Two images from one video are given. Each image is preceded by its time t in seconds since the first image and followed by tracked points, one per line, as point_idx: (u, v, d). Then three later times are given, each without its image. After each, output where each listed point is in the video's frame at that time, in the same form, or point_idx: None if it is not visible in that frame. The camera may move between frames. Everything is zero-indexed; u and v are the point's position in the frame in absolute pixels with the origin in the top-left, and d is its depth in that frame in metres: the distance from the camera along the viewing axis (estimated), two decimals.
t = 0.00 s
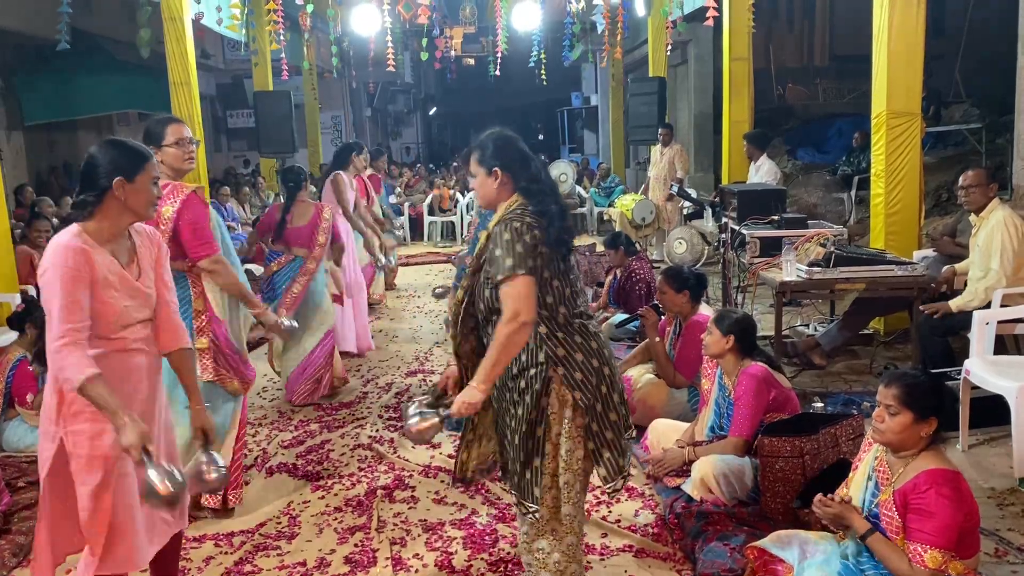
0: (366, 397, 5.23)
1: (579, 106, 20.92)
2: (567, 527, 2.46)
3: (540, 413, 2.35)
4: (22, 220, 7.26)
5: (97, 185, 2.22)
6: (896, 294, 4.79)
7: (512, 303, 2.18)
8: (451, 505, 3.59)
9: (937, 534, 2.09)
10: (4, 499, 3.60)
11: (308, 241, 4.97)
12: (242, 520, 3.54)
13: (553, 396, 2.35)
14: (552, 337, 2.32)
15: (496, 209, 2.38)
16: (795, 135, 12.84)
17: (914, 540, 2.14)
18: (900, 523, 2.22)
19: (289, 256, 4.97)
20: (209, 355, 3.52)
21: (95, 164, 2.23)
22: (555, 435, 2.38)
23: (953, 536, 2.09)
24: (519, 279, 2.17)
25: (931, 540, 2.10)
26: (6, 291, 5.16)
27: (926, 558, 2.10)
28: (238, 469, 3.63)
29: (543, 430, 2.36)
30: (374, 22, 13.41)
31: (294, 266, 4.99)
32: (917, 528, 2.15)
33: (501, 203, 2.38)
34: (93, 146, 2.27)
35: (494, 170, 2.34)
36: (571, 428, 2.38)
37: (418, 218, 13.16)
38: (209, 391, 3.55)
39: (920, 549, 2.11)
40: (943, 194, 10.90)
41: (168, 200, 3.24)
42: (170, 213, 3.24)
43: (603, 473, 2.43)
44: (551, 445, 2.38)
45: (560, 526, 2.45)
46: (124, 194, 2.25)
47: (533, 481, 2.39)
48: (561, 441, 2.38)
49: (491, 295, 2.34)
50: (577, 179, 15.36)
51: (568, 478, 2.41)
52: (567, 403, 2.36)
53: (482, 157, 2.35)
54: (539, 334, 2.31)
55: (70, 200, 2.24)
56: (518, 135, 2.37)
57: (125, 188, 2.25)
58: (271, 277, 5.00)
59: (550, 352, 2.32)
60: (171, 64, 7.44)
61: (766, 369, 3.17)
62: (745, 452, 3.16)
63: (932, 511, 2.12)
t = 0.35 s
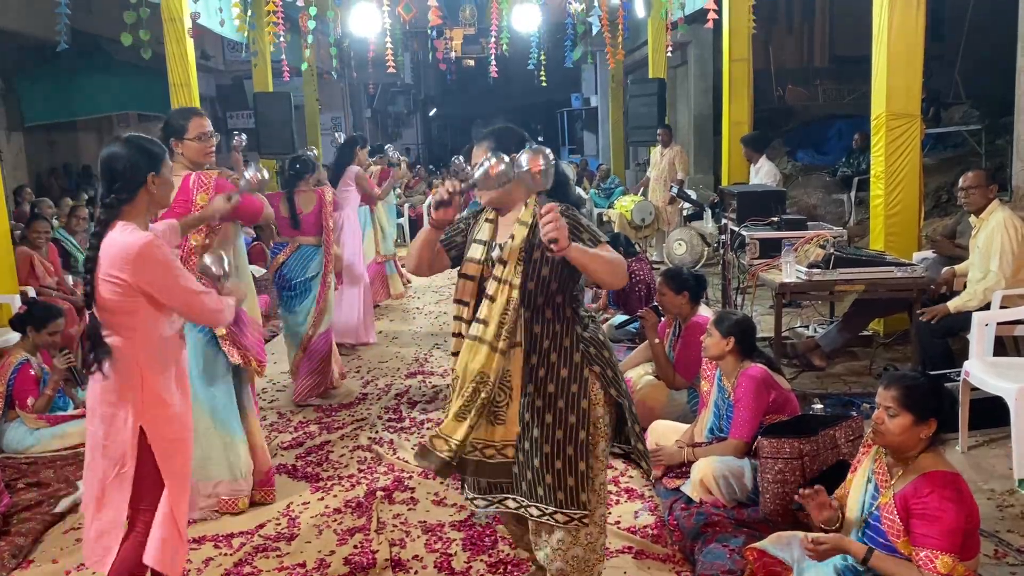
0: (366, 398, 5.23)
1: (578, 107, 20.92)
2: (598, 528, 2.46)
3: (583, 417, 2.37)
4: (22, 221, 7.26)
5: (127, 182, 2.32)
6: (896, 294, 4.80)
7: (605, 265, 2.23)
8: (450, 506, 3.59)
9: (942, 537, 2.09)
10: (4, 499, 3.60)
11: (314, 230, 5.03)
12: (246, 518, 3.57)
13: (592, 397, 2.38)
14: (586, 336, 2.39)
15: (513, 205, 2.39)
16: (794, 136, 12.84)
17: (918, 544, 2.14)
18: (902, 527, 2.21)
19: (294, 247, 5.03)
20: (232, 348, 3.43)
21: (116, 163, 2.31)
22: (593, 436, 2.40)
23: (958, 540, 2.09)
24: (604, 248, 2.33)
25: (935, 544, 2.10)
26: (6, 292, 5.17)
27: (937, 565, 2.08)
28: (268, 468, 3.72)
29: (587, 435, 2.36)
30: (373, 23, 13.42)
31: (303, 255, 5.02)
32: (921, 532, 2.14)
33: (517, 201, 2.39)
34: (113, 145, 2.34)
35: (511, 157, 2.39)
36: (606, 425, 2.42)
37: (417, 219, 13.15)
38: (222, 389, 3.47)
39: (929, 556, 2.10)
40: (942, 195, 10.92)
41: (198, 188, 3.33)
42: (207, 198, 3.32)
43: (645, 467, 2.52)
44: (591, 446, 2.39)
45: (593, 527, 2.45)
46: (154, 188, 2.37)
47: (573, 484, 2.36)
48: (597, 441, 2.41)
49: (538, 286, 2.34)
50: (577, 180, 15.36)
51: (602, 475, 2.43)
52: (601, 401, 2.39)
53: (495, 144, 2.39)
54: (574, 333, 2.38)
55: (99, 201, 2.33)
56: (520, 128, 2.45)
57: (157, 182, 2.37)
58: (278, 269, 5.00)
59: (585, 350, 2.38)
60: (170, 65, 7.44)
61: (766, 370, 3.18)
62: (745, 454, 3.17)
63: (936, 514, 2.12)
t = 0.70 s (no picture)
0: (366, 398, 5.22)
1: (578, 107, 20.92)
2: (592, 530, 2.47)
3: (575, 421, 2.38)
4: (22, 221, 7.26)
5: (138, 184, 2.32)
6: (896, 294, 4.80)
7: (532, 314, 2.21)
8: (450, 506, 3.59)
9: (936, 536, 2.09)
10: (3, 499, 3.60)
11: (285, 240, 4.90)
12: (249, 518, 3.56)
13: (583, 399, 2.39)
14: (575, 340, 2.39)
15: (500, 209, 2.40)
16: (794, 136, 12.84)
17: (913, 542, 2.14)
18: (900, 525, 2.22)
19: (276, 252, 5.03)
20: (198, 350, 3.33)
21: (125, 165, 2.31)
22: (585, 438, 2.40)
23: (952, 540, 2.09)
24: (549, 292, 2.24)
25: (929, 542, 2.10)
26: (5, 291, 5.16)
27: (925, 561, 2.09)
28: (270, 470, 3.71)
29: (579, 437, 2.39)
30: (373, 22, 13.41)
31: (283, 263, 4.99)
32: (915, 530, 2.15)
33: (503, 204, 2.41)
34: (124, 147, 2.35)
35: (504, 162, 2.39)
36: (598, 426, 2.42)
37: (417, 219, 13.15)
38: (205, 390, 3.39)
39: (918, 552, 2.11)
40: (942, 195, 10.92)
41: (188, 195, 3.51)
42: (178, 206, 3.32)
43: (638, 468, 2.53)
44: (584, 449, 2.41)
45: (587, 529, 2.46)
46: (162, 190, 2.39)
47: (567, 487, 2.38)
48: (590, 443, 2.41)
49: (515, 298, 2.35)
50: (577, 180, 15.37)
51: (596, 477, 2.44)
52: (592, 402, 2.40)
53: (487, 149, 2.38)
54: (562, 338, 2.37)
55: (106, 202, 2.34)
56: (514, 132, 2.43)
57: (166, 185, 2.39)
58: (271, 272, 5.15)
59: (575, 354, 2.38)
60: (170, 64, 7.44)
61: (765, 370, 3.18)
62: (745, 453, 3.17)
63: (931, 513, 2.12)
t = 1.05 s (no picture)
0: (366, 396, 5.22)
1: (578, 105, 20.90)
2: (557, 519, 2.48)
3: (523, 409, 2.39)
4: (21, 217, 7.25)
5: (102, 180, 2.23)
6: (897, 293, 4.79)
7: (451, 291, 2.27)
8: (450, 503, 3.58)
9: (938, 535, 2.09)
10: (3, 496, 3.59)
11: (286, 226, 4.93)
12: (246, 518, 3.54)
13: (531, 388, 2.37)
14: (530, 329, 2.36)
15: (493, 201, 2.39)
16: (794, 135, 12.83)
17: (916, 541, 2.13)
18: (902, 524, 2.21)
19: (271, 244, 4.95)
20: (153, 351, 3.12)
21: (100, 161, 2.24)
22: (536, 427, 2.40)
23: (954, 538, 2.08)
24: (462, 278, 2.27)
25: (932, 541, 2.09)
26: (4, 289, 5.16)
27: (931, 561, 2.08)
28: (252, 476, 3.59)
29: (523, 424, 2.40)
30: (373, 20, 13.39)
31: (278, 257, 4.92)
32: (917, 529, 2.14)
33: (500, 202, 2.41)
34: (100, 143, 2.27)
35: (506, 160, 2.38)
36: (547, 420, 2.39)
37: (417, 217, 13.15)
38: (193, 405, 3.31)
39: (923, 552, 2.10)
40: (942, 194, 10.91)
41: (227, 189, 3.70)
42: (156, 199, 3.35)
43: (596, 469, 2.43)
44: (531, 436, 2.41)
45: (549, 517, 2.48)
46: (128, 190, 2.26)
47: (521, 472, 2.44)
48: (542, 433, 2.40)
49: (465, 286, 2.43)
50: (577, 178, 15.37)
51: (552, 469, 2.43)
52: (542, 395, 2.37)
53: (490, 146, 2.38)
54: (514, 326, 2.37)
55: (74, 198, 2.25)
56: (515, 128, 2.42)
57: (130, 184, 2.26)
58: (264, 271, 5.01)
59: (527, 345, 2.35)
60: (170, 61, 7.43)
61: (766, 368, 3.17)
62: (745, 452, 3.16)
63: (933, 512, 2.11)
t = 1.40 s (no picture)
0: (365, 393, 5.21)
1: (579, 102, 20.91)
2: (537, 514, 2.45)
3: (512, 401, 2.36)
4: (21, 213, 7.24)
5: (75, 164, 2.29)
6: (897, 291, 4.79)
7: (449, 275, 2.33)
8: (450, 500, 3.58)
9: (938, 532, 2.08)
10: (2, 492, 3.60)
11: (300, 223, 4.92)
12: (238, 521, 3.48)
13: (522, 383, 2.34)
14: (525, 324, 2.33)
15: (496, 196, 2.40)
16: (794, 133, 12.82)
17: (914, 538, 2.13)
18: (900, 521, 2.21)
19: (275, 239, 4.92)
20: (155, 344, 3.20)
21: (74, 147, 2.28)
22: (522, 422, 2.37)
23: (954, 536, 2.07)
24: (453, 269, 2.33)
25: (933, 539, 2.08)
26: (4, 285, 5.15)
27: (929, 558, 2.08)
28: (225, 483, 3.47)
29: (514, 417, 2.36)
30: (374, 17, 13.36)
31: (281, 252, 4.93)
32: (917, 526, 2.13)
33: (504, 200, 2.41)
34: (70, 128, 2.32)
35: (512, 159, 2.38)
36: (535, 416, 2.35)
37: (417, 213, 13.15)
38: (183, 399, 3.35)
39: (921, 549, 2.10)
40: (942, 192, 10.90)
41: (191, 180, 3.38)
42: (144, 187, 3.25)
43: (560, 464, 2.39)
44: (518, 430, 2.38)
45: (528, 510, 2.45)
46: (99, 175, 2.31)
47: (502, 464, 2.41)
48: (528, 428, 2.37)
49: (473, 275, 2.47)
50: (577, 175, 15.35)
51: (533, 464, 2.39)
52: (533, 391, 2.33)
53: (499, 144, 2.37)
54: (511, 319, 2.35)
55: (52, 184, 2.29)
56: (523, 125, 2.41)
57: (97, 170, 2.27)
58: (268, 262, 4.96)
59: (521, 339, 2.33)
60: (170, 57, 7.41)
61: (766, 365, 3.17)
62: (745, 449, 3.15)
63: (933, 509, 2.11)
